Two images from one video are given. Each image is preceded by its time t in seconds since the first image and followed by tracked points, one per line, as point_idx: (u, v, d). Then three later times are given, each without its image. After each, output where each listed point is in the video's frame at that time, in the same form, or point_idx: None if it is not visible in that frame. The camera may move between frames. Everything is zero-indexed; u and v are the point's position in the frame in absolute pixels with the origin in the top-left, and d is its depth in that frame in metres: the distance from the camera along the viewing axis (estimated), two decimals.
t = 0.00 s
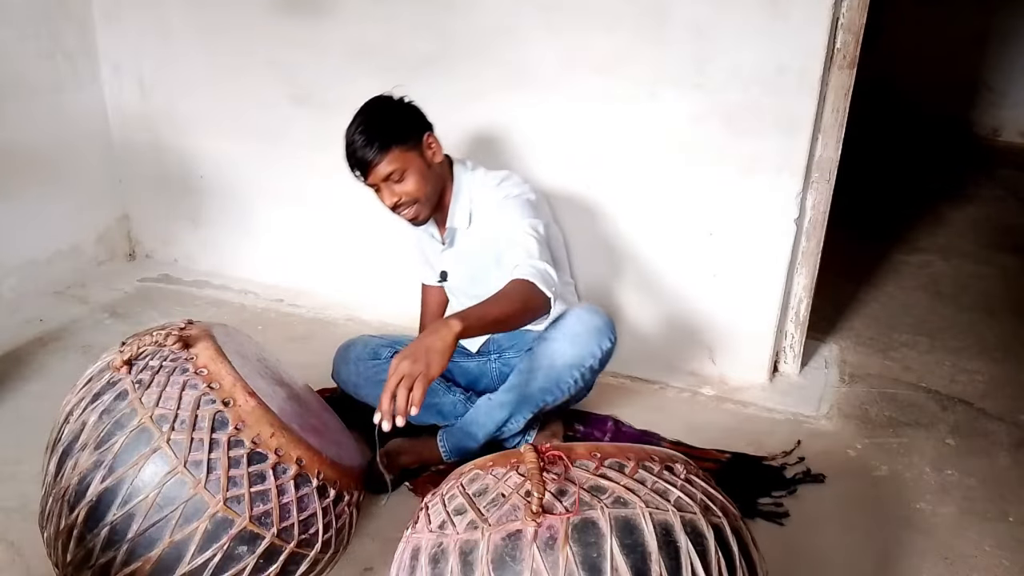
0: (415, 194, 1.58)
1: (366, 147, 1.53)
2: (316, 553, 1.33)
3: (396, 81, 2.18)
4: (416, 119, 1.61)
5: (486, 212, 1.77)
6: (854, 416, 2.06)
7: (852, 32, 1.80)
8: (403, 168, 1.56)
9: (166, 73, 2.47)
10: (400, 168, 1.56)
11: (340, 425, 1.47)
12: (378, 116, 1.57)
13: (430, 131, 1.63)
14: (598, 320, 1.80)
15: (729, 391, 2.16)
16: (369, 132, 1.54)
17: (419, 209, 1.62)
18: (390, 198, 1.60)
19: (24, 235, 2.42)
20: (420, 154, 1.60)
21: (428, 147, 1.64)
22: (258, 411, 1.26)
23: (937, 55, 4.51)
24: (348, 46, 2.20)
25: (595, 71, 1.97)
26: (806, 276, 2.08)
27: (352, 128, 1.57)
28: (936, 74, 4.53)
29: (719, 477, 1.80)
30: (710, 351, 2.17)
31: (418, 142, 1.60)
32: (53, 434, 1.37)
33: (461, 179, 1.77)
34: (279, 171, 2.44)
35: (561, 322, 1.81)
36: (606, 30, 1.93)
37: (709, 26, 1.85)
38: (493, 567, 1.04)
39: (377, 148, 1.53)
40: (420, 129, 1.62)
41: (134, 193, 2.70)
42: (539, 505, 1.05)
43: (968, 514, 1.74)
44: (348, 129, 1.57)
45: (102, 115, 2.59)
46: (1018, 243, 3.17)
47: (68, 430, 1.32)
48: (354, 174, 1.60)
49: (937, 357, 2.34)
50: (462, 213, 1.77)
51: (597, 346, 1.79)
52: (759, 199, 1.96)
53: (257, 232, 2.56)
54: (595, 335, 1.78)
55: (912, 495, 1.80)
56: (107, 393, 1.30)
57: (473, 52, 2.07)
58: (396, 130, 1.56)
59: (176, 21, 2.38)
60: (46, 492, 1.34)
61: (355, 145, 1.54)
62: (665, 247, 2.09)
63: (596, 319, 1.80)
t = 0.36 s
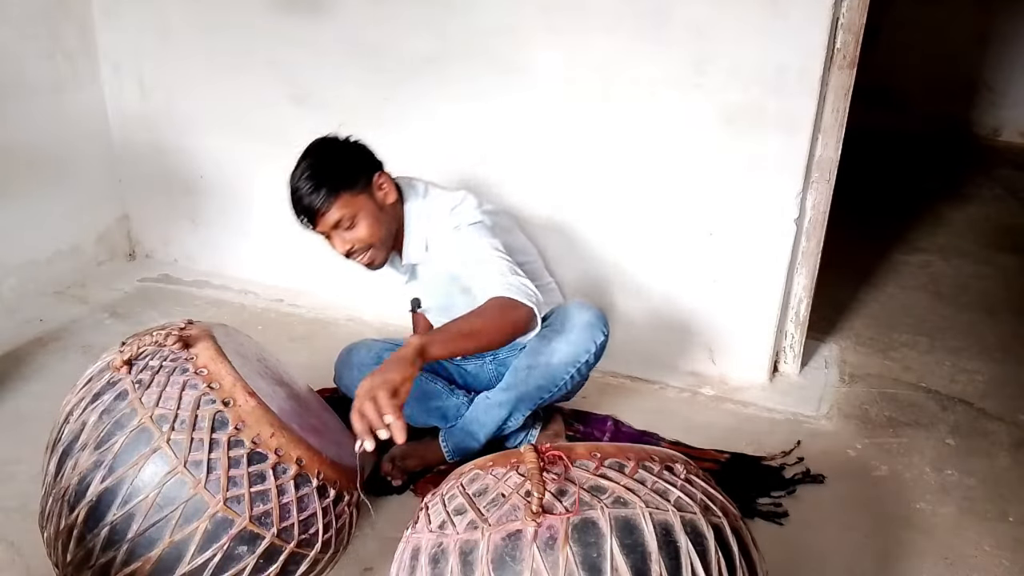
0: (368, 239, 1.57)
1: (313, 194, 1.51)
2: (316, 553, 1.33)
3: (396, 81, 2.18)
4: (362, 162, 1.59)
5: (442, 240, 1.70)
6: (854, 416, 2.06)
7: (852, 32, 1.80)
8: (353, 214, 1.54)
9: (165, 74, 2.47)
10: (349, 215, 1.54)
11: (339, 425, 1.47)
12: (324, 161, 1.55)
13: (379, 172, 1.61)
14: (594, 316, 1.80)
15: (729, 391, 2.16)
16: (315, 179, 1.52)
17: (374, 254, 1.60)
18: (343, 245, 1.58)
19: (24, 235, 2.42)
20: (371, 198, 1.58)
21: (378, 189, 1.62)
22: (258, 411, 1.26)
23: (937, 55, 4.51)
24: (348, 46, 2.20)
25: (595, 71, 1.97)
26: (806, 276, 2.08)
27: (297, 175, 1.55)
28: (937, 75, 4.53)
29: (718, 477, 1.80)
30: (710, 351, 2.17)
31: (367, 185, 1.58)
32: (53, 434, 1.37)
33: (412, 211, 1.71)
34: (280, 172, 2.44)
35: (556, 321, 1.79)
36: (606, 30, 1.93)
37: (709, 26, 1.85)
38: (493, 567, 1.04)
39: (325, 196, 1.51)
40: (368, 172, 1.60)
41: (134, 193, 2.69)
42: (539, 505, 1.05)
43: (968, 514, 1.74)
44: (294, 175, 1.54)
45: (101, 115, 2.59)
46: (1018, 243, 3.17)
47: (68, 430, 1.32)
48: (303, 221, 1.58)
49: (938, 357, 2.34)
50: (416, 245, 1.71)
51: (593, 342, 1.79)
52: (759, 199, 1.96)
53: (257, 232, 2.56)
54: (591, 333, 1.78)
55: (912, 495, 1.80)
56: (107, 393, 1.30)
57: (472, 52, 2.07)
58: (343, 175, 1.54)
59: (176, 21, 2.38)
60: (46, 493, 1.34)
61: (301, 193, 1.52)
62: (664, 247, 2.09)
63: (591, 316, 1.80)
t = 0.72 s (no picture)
0: (325, 245, 1.48)
1: (258, 208, 1.42)
2: (316, 553, 1.33)
3: (396, 80, 2.19)
4: (308, 163, 1.49)
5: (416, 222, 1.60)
6: (854, 416, 2.06)
7: (852, 32, 1.80)
8: (304, 222, 1.45)
9: (165, 73, 2.46)
10: (301, 222, 1.44)
11: (339, 425, 1.47)
12: (264, 169, 1.46)
13: (326, 173, 1.51)
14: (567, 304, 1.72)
15: (729, 391, 2.16)
16: (258, 191, 1.42)
17: (333, 261, 1.51)
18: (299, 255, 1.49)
19: (23, 235, 2.41)
20: (321, 202, 1.48)
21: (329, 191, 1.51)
22: (258, 411, 1.26)
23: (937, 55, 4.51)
24: (349, 46, 2.20)
25: (595, 71, 1.97)
26: (806, 276, 2.08)
27: (237, 190, 1.45)
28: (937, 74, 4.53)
29: (718, 478, 1.80)
30: (710, 350, 2.17)
31: (316, 190, 1.48)
32: (53, 434, 1.37)
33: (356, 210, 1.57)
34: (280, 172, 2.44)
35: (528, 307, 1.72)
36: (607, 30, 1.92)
37: (709, 26, 1.85)
38: (493, 567, 1.04)
39: (272, 206, 1.42)
40: (315, 174, 1.50)
41: (134, 193, 2.69)
42: (539, 505, 1.05)
43: (968, 514, 1.74)
44: (235, 191, 1.45)
45: (101, 115, 2.59)
46: (1018, 243, 3.17)
47: (68, 430, 1.32)
48: (251, 237, 1.48)
49: (937, 357, 2.34)
50: (387, 232, 1.60)
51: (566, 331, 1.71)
52: (759, 199, 1.96)
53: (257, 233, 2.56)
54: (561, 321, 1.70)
55: (912, 495, 1.80)
56: (107, 393, 1.30)
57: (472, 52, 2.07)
58: (287, 181, 1.45)
59: (176, 21, 2.38)
60: (45, 492, 1.34)
61: (246, 209, 1.43)
62: (664, 247, 2.09)
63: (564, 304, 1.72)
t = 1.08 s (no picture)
0: (322, 220, 1.50)
1: (251, 191, 1.46)
2: (316, 553, 1.33)
3: (396, 80, 2.19)
4: (295, 142, 1.53)
5: (412, 181, 1.52)
6: (854, 416, 2.06)
7: (852, 32, 1.80)
8: (298, 199, 1.48)
9: (165, 73, 2.46)
10: (294, 200, 1.47)
11: (339, 425, 1.47)
12: (250, 148, 1.49)
13: (316, 148, 1.54)
14: (542, 276, 1.64)
15: (729, 390, 2.16)
16: (247, 174, 1.47)
17: (333, 235, 1.53)
18: (298, 235, 1.52)
19: (23, 235, 2.41)
20: (312, 177, 1.51)
21: (320, 165, 1.54)
22: (258, 411, 1.26)
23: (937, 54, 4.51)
24: (349, 46, 2.20)
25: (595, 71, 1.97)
26: (806, 276, 2.08)
27: (229, 177, 1.50)
28: (937, 74, 4.52)
29: (718, 478, 1.80)
30: (710, 351, 2.17)
31: (306, 166, 1.51)
32: (53, 434, 1.37)
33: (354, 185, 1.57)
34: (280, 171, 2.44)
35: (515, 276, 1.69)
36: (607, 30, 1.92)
37: (709, 26, 1.85)
38: (493, 567, 1.04)
39: (263, 188, 1.46)
40: (303, 150, 1.53)
41: (134, 193, 2.69)
42: (539, 505, 1.05)
43: (968, 514, 1.74)
44: (227, 179, 1.50)
45: (101, 115, 2.59)
46: (1018, 243, 3.17)
47: (68, 430, 1.32)
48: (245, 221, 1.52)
49: (937, 357, 2.34)
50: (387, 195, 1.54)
51: (531, 308, 1.65)
52: (759, 199, 1.96)
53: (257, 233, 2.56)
54: (525, 298, 1.65)
55: (912, 495, 1.80)
56: (107, 393, 1.30)
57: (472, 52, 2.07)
58: (275, 161, 1.48)
59: (176, 21, 2.38)
60: (45, 492, 1.34)
61: (239, 194, 1.47)
62: (665, 246, 2.09)
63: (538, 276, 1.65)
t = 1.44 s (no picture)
0: (349, 127, 1.32)
1: (269, 88, 1.27)
2: (315, 552, 1.33)
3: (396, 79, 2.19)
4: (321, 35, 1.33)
5: (446, 75, 1.31)
6: (854, 416, 2.06)
7: (852, 32, 1.80)
8: (323, 102, 1.29)
9: (165, 73, 2.46)
10: (319, 102, 1.29)
11: (339, 425, 1.47)
12: (268, 41, 1.30)
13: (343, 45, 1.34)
14: (545, 238, 1.55)
15: (729, 391, 2.16)
16: (265, 71, 1.28)
17: (359, 146, 1.35)
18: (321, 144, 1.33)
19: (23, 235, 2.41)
20: (340, 78, 1.32)
21: (348, 66, 1.34)
22: (258, 411, 1.26)
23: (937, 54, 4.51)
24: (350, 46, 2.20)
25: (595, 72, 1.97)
26: (806, 276, 2.08)
27: (243, 73, 1.31)
28: (936, 75, 4.53)
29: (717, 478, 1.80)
30: (710, 351, 2.17)
31: (332, 65, 1.31)
32: (53, 433, 1.37)
33: (381, 88, 1.38)
34: (280, 171, 2.44)
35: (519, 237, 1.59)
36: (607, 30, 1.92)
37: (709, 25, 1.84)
38: (493, 567, 1.04)
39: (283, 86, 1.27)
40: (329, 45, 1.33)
41: (134, 193, 2.69)
42: (539, 505, 1.05)
43: (968, 514, 1.74)
44: (241, 75, 1.31)
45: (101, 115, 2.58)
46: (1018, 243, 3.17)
47: (68, 430, 1.32)
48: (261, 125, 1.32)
49: (937, 357, 2.34)
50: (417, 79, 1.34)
51: (531, 273, 1.56)
52: (759, 199, 1.96)
53: (257, 233, 2.56)
54: (524, 263, 1.56)
55: (912, 495, 1.80)
56: (107, 393, 1.30)
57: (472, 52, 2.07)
58: (298, 55, 1.29)
59: (176, 21, 2.38)
60: (45, 493, 1.34)
61: (256, 91, 1.28)
62: (665, 246, 2.09)
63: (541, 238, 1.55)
